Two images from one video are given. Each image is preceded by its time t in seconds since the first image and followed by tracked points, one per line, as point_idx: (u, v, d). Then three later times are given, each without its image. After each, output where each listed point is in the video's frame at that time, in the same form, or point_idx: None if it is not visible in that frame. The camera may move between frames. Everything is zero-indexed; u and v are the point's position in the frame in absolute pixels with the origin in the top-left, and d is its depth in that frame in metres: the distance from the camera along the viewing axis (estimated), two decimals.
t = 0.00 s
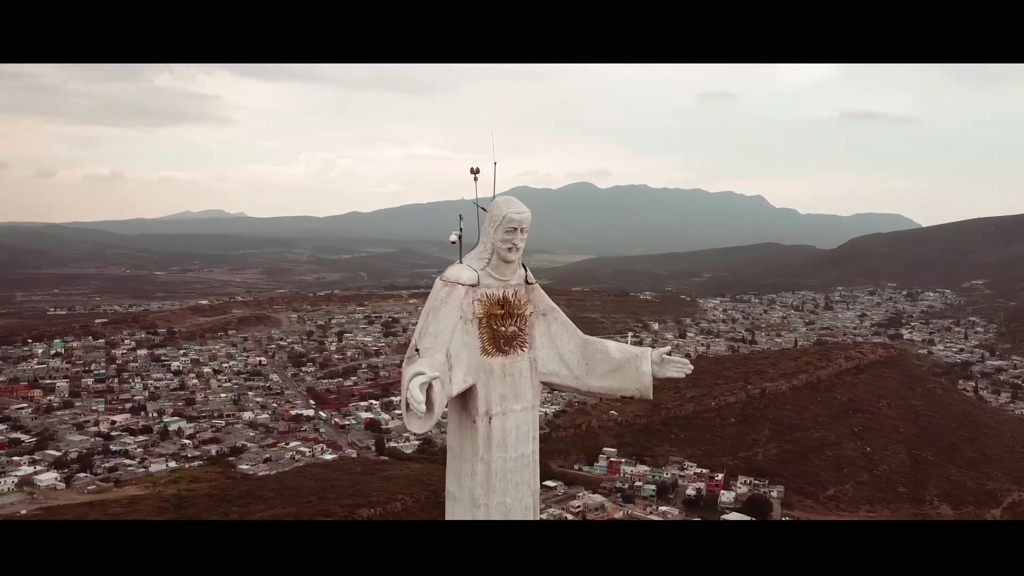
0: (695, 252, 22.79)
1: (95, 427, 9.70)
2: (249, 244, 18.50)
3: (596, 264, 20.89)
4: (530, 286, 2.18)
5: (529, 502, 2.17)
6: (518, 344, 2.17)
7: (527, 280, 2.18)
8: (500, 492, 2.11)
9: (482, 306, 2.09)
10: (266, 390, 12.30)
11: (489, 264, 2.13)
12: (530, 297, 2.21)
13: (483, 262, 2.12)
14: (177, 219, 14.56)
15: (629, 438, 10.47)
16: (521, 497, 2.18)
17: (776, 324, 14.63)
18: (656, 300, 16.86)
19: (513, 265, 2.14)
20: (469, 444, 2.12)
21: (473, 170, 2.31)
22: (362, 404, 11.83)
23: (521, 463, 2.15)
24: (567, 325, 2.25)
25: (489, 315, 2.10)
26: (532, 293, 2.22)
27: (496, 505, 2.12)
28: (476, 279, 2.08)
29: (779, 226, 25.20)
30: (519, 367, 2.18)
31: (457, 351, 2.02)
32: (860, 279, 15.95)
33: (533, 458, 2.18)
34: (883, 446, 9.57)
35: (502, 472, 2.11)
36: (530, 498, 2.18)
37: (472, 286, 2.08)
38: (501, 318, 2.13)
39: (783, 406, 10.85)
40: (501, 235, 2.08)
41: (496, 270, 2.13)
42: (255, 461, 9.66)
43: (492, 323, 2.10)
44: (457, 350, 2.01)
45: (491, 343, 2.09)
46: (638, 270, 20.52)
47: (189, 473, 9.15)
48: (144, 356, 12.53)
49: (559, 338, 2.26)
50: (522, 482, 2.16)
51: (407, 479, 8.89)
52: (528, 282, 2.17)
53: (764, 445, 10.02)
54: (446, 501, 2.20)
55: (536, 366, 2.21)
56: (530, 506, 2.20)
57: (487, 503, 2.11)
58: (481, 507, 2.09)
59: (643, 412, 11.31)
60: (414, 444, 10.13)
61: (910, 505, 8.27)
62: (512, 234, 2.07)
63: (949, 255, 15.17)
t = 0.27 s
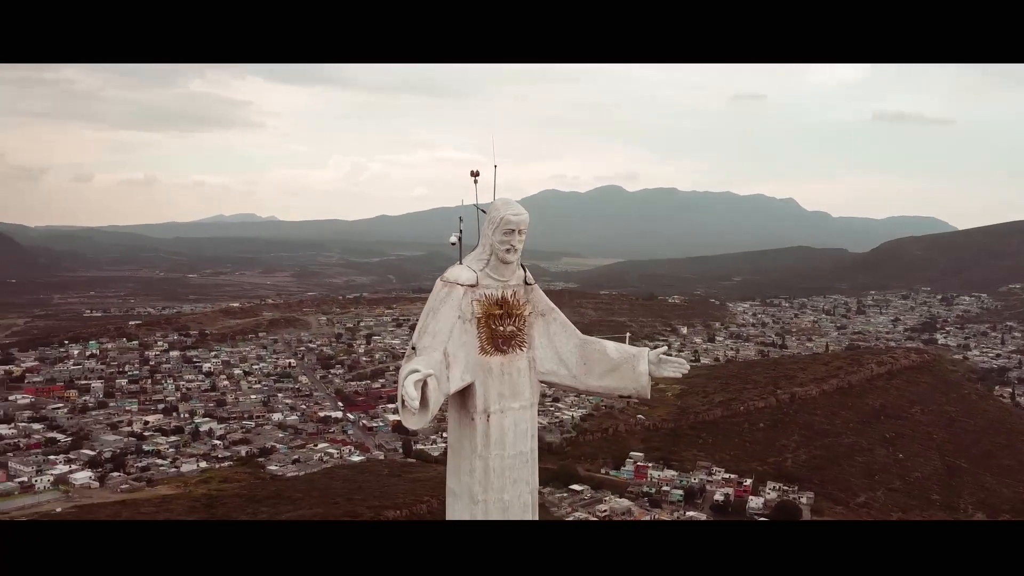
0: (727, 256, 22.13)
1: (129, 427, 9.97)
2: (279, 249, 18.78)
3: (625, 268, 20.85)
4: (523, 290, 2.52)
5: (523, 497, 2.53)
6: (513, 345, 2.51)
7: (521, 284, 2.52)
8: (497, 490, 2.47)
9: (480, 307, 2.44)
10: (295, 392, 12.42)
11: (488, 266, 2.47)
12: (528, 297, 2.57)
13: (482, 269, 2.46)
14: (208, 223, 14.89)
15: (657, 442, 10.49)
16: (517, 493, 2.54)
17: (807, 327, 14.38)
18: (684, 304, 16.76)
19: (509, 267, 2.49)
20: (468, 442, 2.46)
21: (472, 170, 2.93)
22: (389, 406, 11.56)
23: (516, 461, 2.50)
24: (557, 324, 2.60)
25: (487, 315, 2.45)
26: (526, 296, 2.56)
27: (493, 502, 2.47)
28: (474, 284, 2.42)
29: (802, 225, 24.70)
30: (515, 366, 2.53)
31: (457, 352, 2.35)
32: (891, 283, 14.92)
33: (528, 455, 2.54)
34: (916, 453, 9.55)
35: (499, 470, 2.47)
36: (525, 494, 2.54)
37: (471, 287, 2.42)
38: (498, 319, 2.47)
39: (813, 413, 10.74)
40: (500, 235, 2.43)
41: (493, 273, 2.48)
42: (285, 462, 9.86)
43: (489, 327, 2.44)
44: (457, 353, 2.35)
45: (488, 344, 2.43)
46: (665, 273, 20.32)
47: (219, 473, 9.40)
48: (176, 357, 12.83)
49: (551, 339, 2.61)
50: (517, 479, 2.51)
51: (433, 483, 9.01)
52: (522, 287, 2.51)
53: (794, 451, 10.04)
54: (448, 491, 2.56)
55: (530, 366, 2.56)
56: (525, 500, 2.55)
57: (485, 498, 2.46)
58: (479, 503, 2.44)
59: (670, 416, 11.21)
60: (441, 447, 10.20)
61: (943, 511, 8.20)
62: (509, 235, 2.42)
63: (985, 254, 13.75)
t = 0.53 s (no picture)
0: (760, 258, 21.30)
1: (158, 427, 10.09)
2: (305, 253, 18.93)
3: (650, 271, 20.76)
4: (520, 291, 2.72)
5: (520, 493, 2.72)
6: (510, 344, 2.71)
7: (518, 285, 2.72)
8: (495, 486, 2.66)
9: (478, 308, 2.64)
10: (320, 394, 12.35)
11: (486, 268, 2.67)
12: (526, 298, 2.77)
13: (481, 271, 2.66)
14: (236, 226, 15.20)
15: (682, 446, 10.37)
16: (515, 489, 2.73)
17: (835, 333, 14.14)
18: (710, 306, 16.49)
19: (506, 269, 2.69)
20: (468, 439, 2.66)
21: (475, 174, 3.29)
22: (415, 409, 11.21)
23: (513, 459, 2.69)
24: (552, 324, 2.80)
25: (485, 315, 2.66)
26: (523, 297, 2.76)
27: (491, 498, 2.67)
28: (473, 285, 2.63)
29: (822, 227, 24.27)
30: (512, 365, 2.72)
31: (455, 351, 2.55)
32: (924, 287, 14.19)
33: (525, 453, 2.73)
34: (947, 459, 9.43)
35: (496, 467, 2.66)
36: (523, 491, 2.74)
37: (469, 288, 2.62)
38: (495, 319, 2.68)
39: (841, 418, 10.61)
40: (497, 237, 2.63)
41: (491, 275, 2.68)
42: (310, 463, 9.98)
43: (487, 326, 2.65)
44: (455, 352, 2.55)
45: (486, 343, 2.64)
46: (691, 276, 20.05)
47: (247, 473, 9.56)
48: (205, 358, 13.02)
49: (547, 339, 2.80)
50: (515, 476, 2.71)
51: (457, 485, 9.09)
52: (518, 289, 2.70)
53: (821, 457, 9.93)
54: (450, 485, 2.77)
55: (527, 365, 2.75)
56: (522, 496, 2.75)
57: (483, 494, 2.67)
58: (477, 499, 2.64)
59: (696, 419, 11.11)
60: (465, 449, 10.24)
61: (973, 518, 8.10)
62: (506, 238, 2.62)
63: None
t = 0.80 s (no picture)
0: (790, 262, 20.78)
1: (190, 428, 10.31)
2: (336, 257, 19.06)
3: (678, 274, 20.60)
4: (519, 292, 2.82)
5: (519, 491, 2.82)
6: (509, 344, 2.81)
7: (517, 286, 2.81)
8: (493, 484, 2.76)
9: (478, 308, 2.75)
10: (349, 395, 12.25)
11: (486, 269, 2.77)
12: (526, 299, 2.86)
13: (481, 273, 2.77)
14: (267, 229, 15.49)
15: (710, 452, 10.29)
16: (513, 487, 2.83)
17: (868, 336, 13.85)
18: (740, 310, 16.29)
19: (506, 270, 2.79)
20: (467, 437, 2.77)
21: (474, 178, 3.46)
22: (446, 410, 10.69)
23: (512, 457, 2.79)
24: (552, 324, 2.89)
25: (485, 317, 2.76)
26: (523, 297, 2.86)
27: (490, 495, 2.77)
28: (472, 286, 2.73)
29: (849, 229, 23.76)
30: (512, 365, 2.82)
31: (454, 350, 2.66)
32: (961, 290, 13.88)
33: (524, 452, 2.82)
34: (983, 467, 9.22)
35: (495, 465, 2.76)
36: (521, 489, 2.83)
37: (469, 289, 2.73)
38: (495, 319, 2.78)
39: (873, 424, 10.42)
40: (496, 239, 2.72)
41: (491, 276, 2.78)
42: (338, 464, 10.08)
43: (486, 327, 2.75)
44: (455, 351, 2.66)
45: (485, 343, 2.74)
46: (721, 279, 19.77)
47: (276, 474, 9.69)
48: (236, 360, 13.23)
49: (546, 339, 2.90)
50: (514, 474, 2.80)
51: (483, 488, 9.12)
52: (518, 290, 2.80)
53: (853, 463, 9.75)
54: (451, 481, 2.87)
55: (526, 364, 2.85)
56: (521, 493, 2.84)
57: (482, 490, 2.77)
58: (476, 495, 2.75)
59: (725, 425, 10.98)
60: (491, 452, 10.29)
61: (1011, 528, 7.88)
62: (505, 240, 2.71)
63: None
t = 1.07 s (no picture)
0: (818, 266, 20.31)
1: (219, 429, 10.52)
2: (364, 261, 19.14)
3: (705, 279, 20.46)
4: (518, 293, 2.80)
5: (518, 489, 2.79)
6: (510, 344, 2.79)
7: (517, 286, 2.79)
8: (492, 481, 2.73)
9: (478, 308, 2.74)
10: (376, 399, 12.23)
11: (485, 270, 2.76)
12: (526, 299, 2.84)
13: (481, 272, 2.75)
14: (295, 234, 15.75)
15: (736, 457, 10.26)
16: (513, 485, 2.80)
17: (899, 341, 13.61)
18: (768, 315, 16.13)
19: (506, 272, 2.78)
20: (467, 435, 2.76)
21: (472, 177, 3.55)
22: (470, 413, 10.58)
23: (511, 456, 2.76)
24: (552, 325, 2.87)
25: (485, 316, 2.74)
26: (523, 298, 2.83)
27: (489, 492, 2.74)
28: (472, 286, 2.72)
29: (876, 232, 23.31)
30: (512, 364, 2.80)
31: (454, 350, 2.65)
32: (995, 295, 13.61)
33: (523, 450, 2.79)
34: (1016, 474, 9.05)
35: (494, 463, 2.73)
36: (521, 486, 2.80)
37: (469, 289, 2.72)
38: (494, 319, 2.76)
39: (902, 430, 10.27)
40: (495, 241, 2.71)
41: (491, 277, 2.77)
42: (364, 466, 10.12)
43: (485, 326, 2.74)
44: (455, 351, 2.65)
45: (484, 342, 2.73)
46: (749, 284, 19.51)
47: (302, 475, 9.77)
48: (264, 362, 13.40)
49: (546, 340, 2.87)
50: (513, 472, 2.77)
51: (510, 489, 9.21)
52: (517, 290, 2.78)
53: (882, 469, 9.61)
54: (452, 480, 2.85)
55: (526, 365, 2.82)
56: (521, 491, 2.81)
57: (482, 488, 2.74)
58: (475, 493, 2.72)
59: (752, 430, 10.89)
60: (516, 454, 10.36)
61: None
62: (505, 242, 2.70)
63: None
